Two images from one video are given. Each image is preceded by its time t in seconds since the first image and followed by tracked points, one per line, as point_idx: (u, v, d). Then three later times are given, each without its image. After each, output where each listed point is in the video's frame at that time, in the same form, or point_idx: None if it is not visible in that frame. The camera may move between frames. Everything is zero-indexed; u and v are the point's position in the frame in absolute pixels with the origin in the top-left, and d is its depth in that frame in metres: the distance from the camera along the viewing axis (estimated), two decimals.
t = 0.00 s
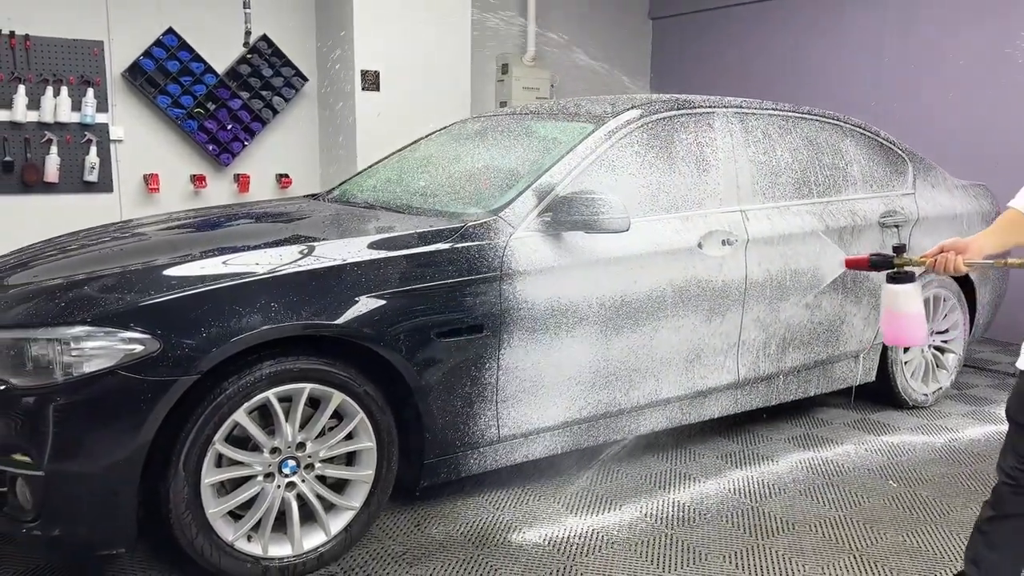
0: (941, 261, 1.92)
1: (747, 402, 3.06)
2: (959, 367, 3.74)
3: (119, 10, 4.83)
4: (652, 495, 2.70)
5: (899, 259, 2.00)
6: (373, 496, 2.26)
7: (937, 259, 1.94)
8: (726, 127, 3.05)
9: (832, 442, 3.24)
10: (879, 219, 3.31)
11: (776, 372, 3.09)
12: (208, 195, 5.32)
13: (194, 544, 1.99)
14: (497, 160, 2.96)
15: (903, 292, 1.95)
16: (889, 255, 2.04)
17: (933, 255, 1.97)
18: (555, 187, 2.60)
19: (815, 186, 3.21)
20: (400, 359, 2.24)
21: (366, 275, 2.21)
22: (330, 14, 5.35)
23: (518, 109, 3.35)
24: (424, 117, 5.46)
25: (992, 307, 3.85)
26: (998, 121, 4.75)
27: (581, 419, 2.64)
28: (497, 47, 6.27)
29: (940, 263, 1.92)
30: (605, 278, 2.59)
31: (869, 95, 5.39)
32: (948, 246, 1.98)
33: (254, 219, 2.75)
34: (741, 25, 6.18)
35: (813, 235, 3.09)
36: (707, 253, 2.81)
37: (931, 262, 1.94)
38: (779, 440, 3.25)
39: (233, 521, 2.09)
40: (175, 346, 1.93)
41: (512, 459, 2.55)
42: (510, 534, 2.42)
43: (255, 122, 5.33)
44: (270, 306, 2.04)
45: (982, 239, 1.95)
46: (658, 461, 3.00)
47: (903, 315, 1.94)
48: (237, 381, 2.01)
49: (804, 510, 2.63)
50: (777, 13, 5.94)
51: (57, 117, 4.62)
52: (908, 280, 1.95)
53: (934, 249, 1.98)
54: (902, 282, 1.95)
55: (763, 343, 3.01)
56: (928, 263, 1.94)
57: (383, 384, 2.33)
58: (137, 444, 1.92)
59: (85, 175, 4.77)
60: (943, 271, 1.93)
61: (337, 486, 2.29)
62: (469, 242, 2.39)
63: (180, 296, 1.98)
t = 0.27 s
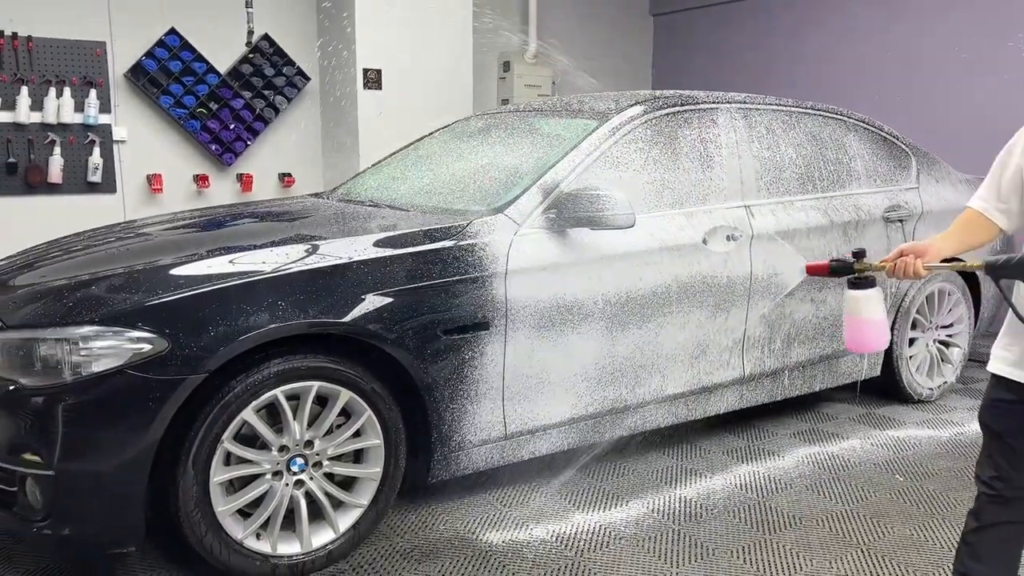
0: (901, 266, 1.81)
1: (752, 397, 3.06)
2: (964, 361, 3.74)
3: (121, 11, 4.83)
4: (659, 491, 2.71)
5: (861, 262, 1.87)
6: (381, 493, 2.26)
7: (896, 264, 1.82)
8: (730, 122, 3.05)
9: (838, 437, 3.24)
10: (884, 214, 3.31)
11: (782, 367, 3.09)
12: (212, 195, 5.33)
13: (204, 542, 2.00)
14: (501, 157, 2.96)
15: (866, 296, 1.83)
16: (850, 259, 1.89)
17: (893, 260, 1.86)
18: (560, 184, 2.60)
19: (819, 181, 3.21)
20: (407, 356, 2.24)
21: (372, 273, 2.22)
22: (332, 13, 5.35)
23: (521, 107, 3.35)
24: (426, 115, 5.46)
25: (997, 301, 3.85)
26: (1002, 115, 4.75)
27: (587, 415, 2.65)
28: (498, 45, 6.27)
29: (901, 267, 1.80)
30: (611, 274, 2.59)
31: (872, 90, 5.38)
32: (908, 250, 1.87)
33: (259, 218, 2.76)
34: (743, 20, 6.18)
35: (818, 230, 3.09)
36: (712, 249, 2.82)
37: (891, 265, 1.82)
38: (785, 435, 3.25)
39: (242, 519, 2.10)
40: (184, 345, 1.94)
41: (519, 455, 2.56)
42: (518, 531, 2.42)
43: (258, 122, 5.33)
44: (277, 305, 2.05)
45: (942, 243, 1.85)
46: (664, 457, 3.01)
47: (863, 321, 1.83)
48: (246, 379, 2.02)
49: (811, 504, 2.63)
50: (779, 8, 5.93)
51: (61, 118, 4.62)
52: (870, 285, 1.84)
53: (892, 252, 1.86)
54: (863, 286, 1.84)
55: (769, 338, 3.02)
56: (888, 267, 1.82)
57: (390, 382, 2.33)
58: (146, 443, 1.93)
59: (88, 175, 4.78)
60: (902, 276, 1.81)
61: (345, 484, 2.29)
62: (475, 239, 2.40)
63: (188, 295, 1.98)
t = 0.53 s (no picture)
0: (867, 270, 1.72)
1: (759, 392, 3.07)
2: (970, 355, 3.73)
3: (124, 12, 4.84)
4: (667, 487, 2.71)
5: (826, 269, 1.82)
6: (390, 491, 2.27)
7: (863, 268, 1.74)
8: (735, 117, 3.05)
9: (846, 431, 3.24)
10: (890, 208, 3.30)
11: (789, 363, 3.09)
12: (216, 194, 5.33)
13: (216, 541, 2.01)
14: (506, 154, 2.96)
15: (832, 303, 1.80)
16: (814, 268, 1.84)
17: (861, 264, 1.76)
18: (566, 180, 2.59)
19: (824, 176, 3.20)
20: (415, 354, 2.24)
21: (380, 271, 2.22)
22: (334, 12, 5.35)
23: (526, 103, 3.35)
24: (429, 113, 5.46)
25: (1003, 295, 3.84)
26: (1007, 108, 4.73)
27: (595, 412, 2.65)
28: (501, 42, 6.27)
29: (867, 272, 1.72)
30: (618, 270, 2.59)
31: (876, 84, 5.38)
32: (875, 253, 1.76)
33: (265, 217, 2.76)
34: (745, 15, 6.17)
35: (824, 225, 3.09)
36: (718, 244, 2.82)
37: (857, 270, 1.74)
38: (792, 430, 3.25)
39: (253, 518, 2.11)
40: (193, 345, 1.94)
41: (527, 452, 2.56)
42: (527, 527, 2.42)
43: (261, 121, 5.34)
44: (286, 303, 2.05)
45: (909, 245, 1.74)
46: (672, 452, 3.01)
47: (831, 328, 1.79)
48: (255, 378, 2.02)
49: (820, 499, 2.63)
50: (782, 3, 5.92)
51: (65, 119, 4.63)
52: (836, 290, 1.81)
53: (859, 256, 1.77)
54: (830, 292, 1.81)
55: (776, 333, 3.01)
56: (854, 271, 1.74)
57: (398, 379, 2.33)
58: (157, 442, 1.93)
59: (93, 176, 4.78)
60: (869, 281, 1.73)
61: (355, 481, 2.30)
62: (483, 236, 2.40)
63: (196, 294, 1.99)
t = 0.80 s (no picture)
0: (842, 273, 1.73)
1: (768, 386, 3.07)
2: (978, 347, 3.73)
3: (128, 11, 4.84)
4: (677, 481, 2.71)
5: (803, 274, 1.79)
6: (401, 487, 2.27)
7: (838, 271, 1.74)
8: (741, 110, 3.04)
9: (854, 425, 3.24)
10: (897, 201, 3.30)
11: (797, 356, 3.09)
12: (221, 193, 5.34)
13: (228, 538, 2.01)
14: (513, 149, 2.96)
15: (810, 306, 1.76)
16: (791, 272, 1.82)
17: (836, 267, 1.75)
18: (574, 175, 2.59)
19: (831, 169, 3.20)
20: (424, 349, 2.24)
21: (389, 267, 2.22)
22: (337, 9, 5.35)
23: (532, 98, 3.34)
24: (434, 109, 5.46)
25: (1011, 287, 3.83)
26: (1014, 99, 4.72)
27: (604, 407, 2.65)
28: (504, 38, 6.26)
29: (842, 274, 1.72)
30: (627, 264, 2.59)
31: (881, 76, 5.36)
32: (850, 256, 1.75)
33: (272, 214, 2.76)
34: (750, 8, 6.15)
35: (832, 218, 3.08)
36: (726, 238, 2.81)
37: (832, 274, 1.73)
38: (801, 424, 3.25)
39: (265, 514, 2.11)
40: (204, 342, 1.95)
41: (537, 447, 2.56)
42: (537, 522, 2.43)
43: (266, 119, 5.34)
44: (296, 300, 2.05)
45: (883, 246, 1.73)
46: (681, 447, 3.01)
47: (810, 332, 1.76)
48: (266, 375, 2.03)
49: (830, 492, 2.63)
50: None
51: (70, 119, 4.63)
52: (813, 295, 1.77)
53: (834, 258, 1.77)
54: (807, 297, 1.78)
55: (784, 326, 3.01)
56: (829, 274, 1.73)
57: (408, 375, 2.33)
58: (169, 440, 1.94)
59: (98, 176, 4.79)
60: (845, 283, 1.73)
61: (366, 477, 2.30)
62: (491, 232, 2.40)
63: (206, 292, 1.99)
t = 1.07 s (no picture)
0: (825, 276, 1.68)
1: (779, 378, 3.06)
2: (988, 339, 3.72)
3: (133, 8, 4.84)
4: (687, 474, 2.71)
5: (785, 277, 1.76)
6: (413, 481, 2.27)
7: (821, 274, 1.69)
8: (750, 103, 3.03)
9: (865, 417, 3.23)
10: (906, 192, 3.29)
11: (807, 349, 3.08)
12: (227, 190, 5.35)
13: (242, 533, 2.02)
14: (521, 144, 2.95)
15: (793, 310, 1.75)
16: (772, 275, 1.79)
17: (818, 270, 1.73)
18: (582, 169, 2.59)
19: (840, 161, 3.19)
20: (435, 345, 2.25)
21: (400, 263, 2.22)
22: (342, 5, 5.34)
23: (539, 93, 3.34)
24: (439, 105, 5.45)
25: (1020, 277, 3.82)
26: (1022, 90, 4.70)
27: (614, 400, 2.65)
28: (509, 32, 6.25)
29: (825, 277, 1.67)
30: (636, 258, 2.59)
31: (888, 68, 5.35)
32: (832, 258, 1.75)
33: (281, 211, 2.76)
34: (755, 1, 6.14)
35: (841, 210, 3.07)
36: (736, 231, 2.81)
37: (815, 277, 1.69)
38: (811, 417, 3.24)
39: (277, 510, 2.12)
40: (217, 338, 1.95)
41: (547, 441, 2.56)
42: (549, 516, 2.43)
43: (271, 116, 5.35)
44: (307, 296, 2.06)
45: (864, 247, 1.74)
46: (691, 440, 3.01)
47: (794, 335, 1.75)
48: (278, 371, 2.03)
49: (841, 485, 2.63)
50: None
51: (77, 118, 4.64)
52: (796, 298, 1.76)
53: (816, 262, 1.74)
54: (790, 300, 1.76)
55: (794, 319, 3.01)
56: (812, 278, 1.69)
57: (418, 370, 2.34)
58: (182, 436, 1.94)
59: (106, 174, 4.80)
60: (827, 287, 1.68)
61: (377, 472, 2.30)
62: (501, 227, 2.40)
63: (218, 289, 1.99)
